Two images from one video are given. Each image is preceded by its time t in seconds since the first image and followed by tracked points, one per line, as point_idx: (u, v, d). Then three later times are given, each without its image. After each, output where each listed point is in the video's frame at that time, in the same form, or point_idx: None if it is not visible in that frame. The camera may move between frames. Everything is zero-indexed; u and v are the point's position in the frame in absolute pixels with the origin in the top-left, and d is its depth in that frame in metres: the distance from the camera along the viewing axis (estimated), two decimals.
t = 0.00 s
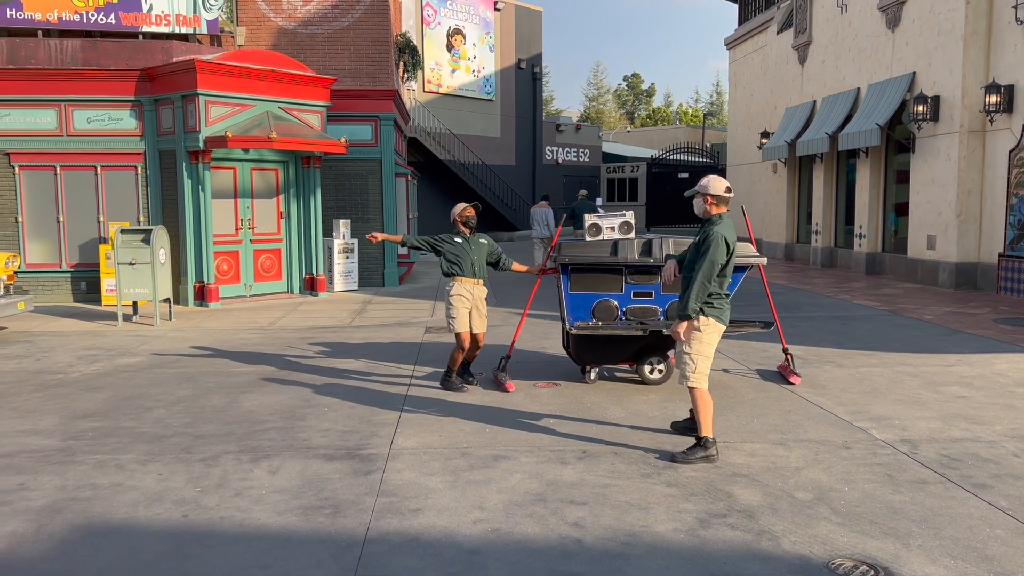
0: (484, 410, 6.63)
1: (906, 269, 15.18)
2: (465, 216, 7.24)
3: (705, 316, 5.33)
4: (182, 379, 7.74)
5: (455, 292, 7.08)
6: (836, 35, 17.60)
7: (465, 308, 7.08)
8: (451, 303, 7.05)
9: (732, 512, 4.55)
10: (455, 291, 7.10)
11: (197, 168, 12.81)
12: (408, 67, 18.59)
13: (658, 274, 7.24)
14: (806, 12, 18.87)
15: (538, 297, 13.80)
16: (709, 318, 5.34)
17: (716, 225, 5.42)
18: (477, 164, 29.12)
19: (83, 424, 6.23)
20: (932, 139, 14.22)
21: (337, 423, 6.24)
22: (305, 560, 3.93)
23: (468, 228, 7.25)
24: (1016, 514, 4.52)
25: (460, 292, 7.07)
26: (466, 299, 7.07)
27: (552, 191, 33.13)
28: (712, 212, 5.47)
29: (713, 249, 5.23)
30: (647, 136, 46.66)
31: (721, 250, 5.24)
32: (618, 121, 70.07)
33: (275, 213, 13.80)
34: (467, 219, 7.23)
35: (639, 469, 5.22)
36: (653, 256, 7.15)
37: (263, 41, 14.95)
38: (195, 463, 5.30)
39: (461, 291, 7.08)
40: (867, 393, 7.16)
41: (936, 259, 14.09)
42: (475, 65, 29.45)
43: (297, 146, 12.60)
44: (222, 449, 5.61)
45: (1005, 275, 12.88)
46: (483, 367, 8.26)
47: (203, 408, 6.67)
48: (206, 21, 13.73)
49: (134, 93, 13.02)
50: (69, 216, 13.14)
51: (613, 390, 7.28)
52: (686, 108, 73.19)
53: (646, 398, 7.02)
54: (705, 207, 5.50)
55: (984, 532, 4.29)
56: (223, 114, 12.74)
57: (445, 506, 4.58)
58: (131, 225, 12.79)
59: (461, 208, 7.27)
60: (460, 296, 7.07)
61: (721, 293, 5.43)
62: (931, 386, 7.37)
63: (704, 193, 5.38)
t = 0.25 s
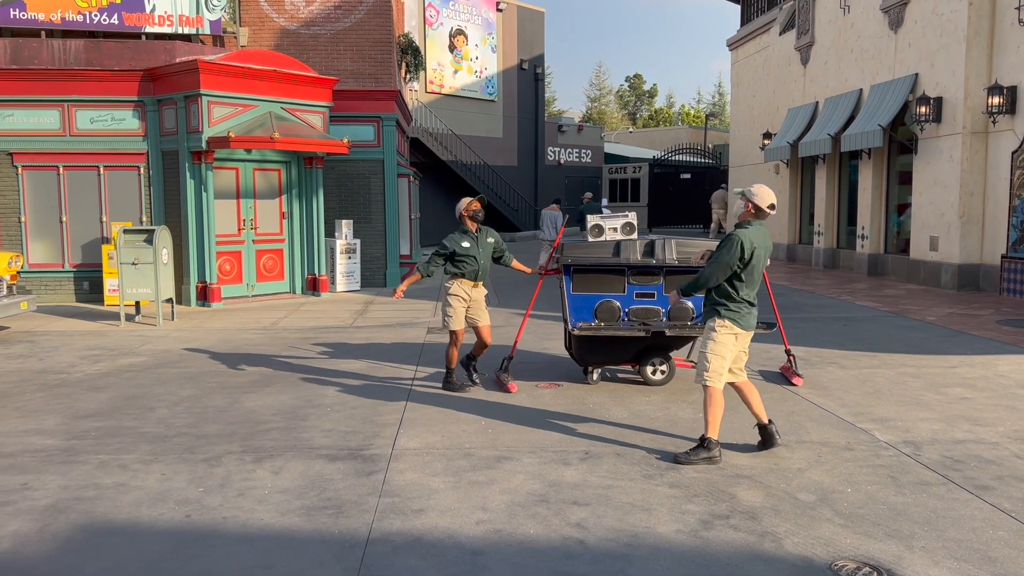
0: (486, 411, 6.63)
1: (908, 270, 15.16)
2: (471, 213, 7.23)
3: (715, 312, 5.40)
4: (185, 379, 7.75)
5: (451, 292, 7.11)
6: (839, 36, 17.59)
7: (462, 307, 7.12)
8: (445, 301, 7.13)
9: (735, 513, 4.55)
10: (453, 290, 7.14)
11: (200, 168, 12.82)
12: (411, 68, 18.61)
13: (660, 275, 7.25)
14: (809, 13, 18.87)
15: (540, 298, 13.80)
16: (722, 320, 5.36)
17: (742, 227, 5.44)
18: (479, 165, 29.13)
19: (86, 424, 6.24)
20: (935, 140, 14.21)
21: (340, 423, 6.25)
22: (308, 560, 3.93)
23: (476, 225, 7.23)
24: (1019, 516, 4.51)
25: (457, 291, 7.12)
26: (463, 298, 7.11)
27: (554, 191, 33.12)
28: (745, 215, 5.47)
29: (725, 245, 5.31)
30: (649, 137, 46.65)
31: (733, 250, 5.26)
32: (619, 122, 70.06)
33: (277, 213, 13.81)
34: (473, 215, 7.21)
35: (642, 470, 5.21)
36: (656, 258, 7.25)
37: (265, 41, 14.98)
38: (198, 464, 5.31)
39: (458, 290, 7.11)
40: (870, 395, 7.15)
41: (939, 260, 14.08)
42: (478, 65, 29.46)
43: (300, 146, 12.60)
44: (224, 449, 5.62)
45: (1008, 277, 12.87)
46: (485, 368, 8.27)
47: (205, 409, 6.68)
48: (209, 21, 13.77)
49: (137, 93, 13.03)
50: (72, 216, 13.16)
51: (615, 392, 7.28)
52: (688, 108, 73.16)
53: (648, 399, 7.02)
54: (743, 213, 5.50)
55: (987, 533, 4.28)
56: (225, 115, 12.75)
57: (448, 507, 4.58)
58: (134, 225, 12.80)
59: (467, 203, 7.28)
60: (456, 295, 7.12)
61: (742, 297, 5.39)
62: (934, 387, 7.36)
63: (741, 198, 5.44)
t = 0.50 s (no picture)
0: (487, 411, 6.63)
1: (910, 271, 15.15)
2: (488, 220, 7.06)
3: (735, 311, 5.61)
4: (187, 379, 7.75)
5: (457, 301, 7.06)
6: (840, 37, 17.59)
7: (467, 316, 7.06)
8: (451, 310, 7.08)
9: (736, 514, 4.55)
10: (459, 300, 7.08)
11: (201, 169, 12.83)
12: (412, 68, 18.63)
13: (661, 276, 7.23)
14: (810, 14, 18.88)
15: (541, 299, 13.79)
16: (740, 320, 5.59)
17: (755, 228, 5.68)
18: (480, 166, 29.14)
19: (87, 424, 6.24)
20: (936, 141, 14.20)
21: (341, 424, 6.25)
22: (310, 561, 3.93)
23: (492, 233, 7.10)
24: (1020, 517, 4.51)
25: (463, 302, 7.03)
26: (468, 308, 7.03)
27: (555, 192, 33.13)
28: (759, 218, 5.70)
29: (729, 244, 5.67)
30: (650, 138, 46.68)
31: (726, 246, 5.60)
32: (620, 123, 70.09)
33: (278, 213, 13.82)
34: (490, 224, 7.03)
35: (643, 471, 5.21)
36: (657, 259, 7.08)
37: (267, 41, 14.99)
38: (199, 464, 5.31)
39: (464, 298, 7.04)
40: (870, 396, 7.15)
41: (940, 261, 14.07)
42: (479, 66, 29.48)
43: (301, 147, 12.61)
44: (225, 449, 5.62)
45: (1009, 278, 12.87)
46: (486, 368, 8.27)
47: (207, 409, 6.68)
48: (211, 22, 13.77)
49: (138, 93, 13.04)
50: (73, 216, 13.17)
51: (616, 393, 7.28)
52: (689, 110, 73.19)
53: (649, 400, 7.02)
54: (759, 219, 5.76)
55: (988, 535, 4.28)
56: (227, 115, 12.76)
57: (449, 508, 4.58)
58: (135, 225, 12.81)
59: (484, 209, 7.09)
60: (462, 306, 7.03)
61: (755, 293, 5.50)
62: (935, 389, 7.36)
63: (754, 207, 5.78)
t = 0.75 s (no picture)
0: (486, 411, 6.63)
1: (909, 272, 15.16)
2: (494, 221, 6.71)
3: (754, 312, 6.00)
4: (186, 379, 7.74)
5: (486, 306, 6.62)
6: (840, 39, 17.60)
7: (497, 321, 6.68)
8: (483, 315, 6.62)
9: (735, 514, 4.55)
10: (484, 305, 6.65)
11: (201, 169, 12.83)
12: (412, 69, 18.64)
13: (661, 276, 7.23)
14: (810, 15, 18.88)
15: (541, 299, 13.79)
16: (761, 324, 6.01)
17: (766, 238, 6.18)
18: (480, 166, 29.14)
19: (86, 423, 6.24)
20: (936, 142, 14.20)
21: (340, 424, 6.25)
22: (309, 560, 3.92)
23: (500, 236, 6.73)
24: (1020, 518, 4.51)
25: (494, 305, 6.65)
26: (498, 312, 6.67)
27: (554, 193, 33.14)
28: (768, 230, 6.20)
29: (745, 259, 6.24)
30: (650, 139, 46.70)
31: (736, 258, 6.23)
32: (620, 123, 70.11)
33: (278, 214, 13.82)
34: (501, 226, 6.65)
35: (642, 471, 5.21)
36: (656, 259, 7.14)
37: (267, 42, 15.00)
38: (198, 463, 5.31)
39: (490, 303, 6.63)
40: (870, 396, 7.15)
41: (940, 263, 14.07)
42: (479, 67, 29.48)
43: (301, 147, 12.61)
44: (225, 449, 5.62)
45: (1009, 279, 12.87)
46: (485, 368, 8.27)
47: (206, 409, 6.67)
48: (211, 22, 13.77)
49: (138, 93, 13.04)
50: (73, 216, 13.16)
51: (615, 393, 7.28)
52: (688, 111, 73.20)
53: (649, 400, 7.02)
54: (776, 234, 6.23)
55: (988, 535, 4.28)
56: (227, 115, 12.76)
57: (448, 508, 4.57)
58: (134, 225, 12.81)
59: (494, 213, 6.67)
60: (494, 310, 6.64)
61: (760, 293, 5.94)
62: (935, 389, 7.36)
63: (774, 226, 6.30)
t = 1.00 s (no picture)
0: (484, 413, 6.63)
1: (906, 274, 15.18)
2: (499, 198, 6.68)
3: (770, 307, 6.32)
4: (184, 380, 7.74)
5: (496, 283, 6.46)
6: (838, 41, 17.63)
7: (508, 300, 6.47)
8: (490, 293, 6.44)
9: (732, 516, 4.55)
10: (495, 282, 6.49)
11: (199, 170, 12.82)
12: (410, 70, 18.64)
13: (658, 277, 7.23)
14: (808, 18, 18.91)
15: (538, 301, 13.79)
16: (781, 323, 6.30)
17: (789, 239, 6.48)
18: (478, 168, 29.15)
19: (83, 424, 6.23)
20: (933, 144, 14.22)
21: (338, 425, 6.24)
22: (305, 562, 3.92)
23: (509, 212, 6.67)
24: (1017, 520, 4.51)
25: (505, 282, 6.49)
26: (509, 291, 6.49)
27: (553, 195, 33.16)
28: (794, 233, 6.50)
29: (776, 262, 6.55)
30: (648, 141, 46.75)
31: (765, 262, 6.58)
32: (619, 125, 70.18)
33: (276, 215, 13.82)
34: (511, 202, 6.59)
35: (640, 473, 5.21)
36: (654, 261, 7.13)
37: (265, 43, 15.00)
38: (195, 464, 5.30)
39: (503, 279, 6.46)
40: (867, 398, 7.16)
41: (937, 265, 14.09)
42: (477, 68, 29.50)
43: (300, 148, 12.61)
44: (222, 450, 5.61)
45: (1006, 282, 12.89)
46: (483, 369, 8.27)
47: (204, 409, 6.67)
48: (209, 23, 13.77)
49: (136, 94, 13.03)
50: (70, 217, 13.15)
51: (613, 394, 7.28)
52: (687, 113, 73.29)
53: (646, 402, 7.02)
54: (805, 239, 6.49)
55: (984, 537, 4.29)
56: (225, 116, 12.76)
57: (445, 509, 4.57)
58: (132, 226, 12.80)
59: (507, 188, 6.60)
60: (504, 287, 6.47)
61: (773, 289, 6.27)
62: (932, 391, 7.37)
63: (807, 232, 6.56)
